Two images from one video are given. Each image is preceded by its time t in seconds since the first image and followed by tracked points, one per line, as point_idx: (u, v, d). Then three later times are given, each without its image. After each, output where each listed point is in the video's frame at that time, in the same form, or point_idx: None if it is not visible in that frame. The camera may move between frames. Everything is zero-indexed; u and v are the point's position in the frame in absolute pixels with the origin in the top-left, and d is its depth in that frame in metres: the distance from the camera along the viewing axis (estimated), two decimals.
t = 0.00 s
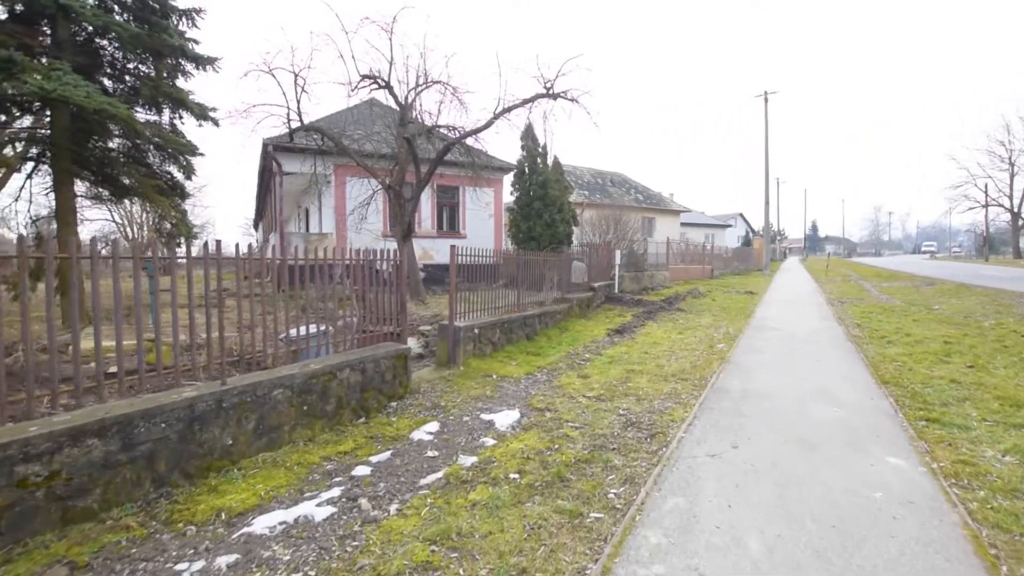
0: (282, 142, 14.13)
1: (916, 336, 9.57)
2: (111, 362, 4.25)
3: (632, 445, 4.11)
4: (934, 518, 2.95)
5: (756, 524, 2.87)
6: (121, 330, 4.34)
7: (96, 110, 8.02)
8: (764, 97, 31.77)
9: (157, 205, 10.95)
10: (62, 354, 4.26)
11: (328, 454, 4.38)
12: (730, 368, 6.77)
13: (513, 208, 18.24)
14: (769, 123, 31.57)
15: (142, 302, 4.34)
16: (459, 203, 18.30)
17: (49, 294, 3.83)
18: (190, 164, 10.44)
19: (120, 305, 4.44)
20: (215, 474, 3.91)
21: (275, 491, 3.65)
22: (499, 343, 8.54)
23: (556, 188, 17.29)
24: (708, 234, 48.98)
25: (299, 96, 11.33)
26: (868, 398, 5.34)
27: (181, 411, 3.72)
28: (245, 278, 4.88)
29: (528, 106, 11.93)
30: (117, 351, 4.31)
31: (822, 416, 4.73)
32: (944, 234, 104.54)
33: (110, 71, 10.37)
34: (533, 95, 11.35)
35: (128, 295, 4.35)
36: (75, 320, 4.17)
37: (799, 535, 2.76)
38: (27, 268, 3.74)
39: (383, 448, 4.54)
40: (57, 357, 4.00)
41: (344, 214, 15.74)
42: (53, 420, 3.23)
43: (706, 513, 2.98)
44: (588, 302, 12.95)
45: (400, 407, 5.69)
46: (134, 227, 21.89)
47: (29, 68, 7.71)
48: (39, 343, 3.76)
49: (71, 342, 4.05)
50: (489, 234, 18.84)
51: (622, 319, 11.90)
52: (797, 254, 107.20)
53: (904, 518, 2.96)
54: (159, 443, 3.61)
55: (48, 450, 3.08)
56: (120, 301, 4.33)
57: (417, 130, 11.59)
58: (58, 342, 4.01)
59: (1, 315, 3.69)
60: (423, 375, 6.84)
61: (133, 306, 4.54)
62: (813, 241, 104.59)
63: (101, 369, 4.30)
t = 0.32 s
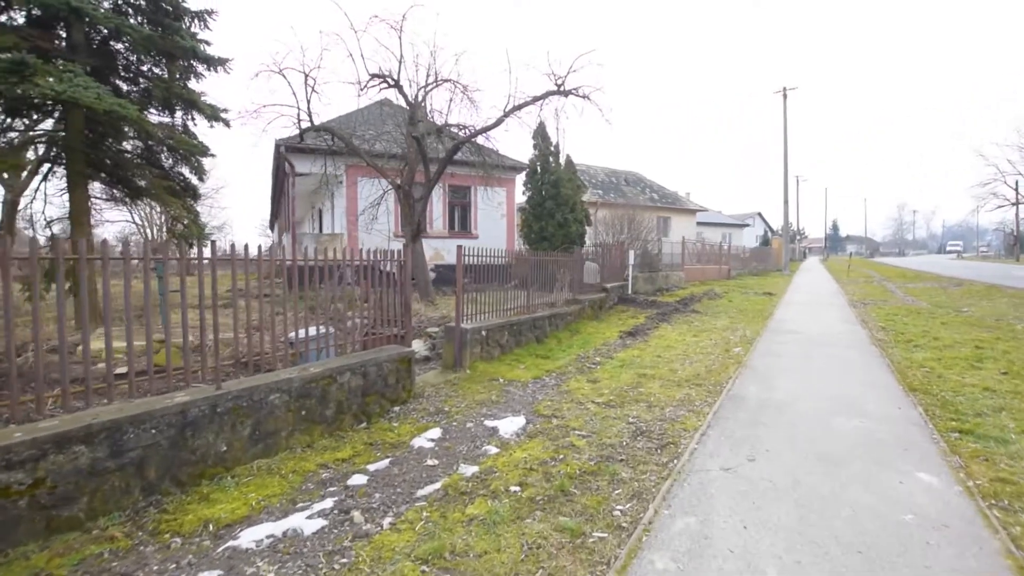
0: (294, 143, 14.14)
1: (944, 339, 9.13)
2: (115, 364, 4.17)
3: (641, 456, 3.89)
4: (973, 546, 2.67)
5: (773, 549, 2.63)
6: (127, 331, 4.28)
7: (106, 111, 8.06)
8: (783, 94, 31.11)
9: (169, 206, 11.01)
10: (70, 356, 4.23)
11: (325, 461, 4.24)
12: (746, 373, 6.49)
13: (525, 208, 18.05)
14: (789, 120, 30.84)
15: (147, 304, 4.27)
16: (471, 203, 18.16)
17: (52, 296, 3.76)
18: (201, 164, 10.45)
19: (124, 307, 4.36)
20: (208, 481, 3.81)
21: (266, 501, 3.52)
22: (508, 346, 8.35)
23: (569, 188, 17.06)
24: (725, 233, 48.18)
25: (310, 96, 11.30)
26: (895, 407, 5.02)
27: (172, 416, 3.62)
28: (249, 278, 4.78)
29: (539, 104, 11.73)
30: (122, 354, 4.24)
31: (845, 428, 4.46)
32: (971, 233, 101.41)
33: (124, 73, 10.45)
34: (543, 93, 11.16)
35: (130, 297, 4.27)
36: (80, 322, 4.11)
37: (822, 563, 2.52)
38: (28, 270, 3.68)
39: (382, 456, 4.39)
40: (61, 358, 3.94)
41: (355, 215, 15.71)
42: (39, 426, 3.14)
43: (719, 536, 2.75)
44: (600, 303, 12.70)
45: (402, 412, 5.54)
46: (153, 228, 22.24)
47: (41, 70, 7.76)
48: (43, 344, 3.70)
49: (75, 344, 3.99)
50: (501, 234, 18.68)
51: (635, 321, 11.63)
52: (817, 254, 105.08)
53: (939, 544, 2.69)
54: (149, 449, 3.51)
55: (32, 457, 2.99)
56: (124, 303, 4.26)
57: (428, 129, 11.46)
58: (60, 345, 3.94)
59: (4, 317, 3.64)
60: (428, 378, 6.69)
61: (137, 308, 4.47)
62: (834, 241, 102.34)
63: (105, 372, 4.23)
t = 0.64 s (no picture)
0: (305, 144, 14.13)
1: (975, 343, 8.68)
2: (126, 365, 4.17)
3: (649, 468, 3.67)
4: None
5: None
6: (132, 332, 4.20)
7: (116, 112, 8.10)
8: (803, 90, 30.37)
9: (181, 208, 11.06)
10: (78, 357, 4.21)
11: (322, 468, 4.10)
12: (764, 379, 6.20)
13: (537, 207, 17.84)
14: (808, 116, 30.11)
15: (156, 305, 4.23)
16: (483, 203, 18.02)
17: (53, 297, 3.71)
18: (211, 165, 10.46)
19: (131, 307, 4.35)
20: (200, 489, 3.70)
21: (257, 511, 3.39)
22: (516, 348, 8.16)
23: (581, 187, 16.80)
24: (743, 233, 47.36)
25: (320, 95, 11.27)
26: (925, 417, 4.70)
27: (162, 422, 3.51)
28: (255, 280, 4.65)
29: (549, 101, 11.51)
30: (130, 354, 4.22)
31: (869, 438, 4.18)
32: (1001, 233, 98.19)
33: (138, 75, 10.51)
34: (554, 90, 10.94)
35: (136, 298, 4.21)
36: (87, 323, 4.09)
37: None
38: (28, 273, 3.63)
39: (380, 463, 4.24)
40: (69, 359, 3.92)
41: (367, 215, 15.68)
42: (23, 432, 3.06)
43: (732, 563, 2.53)
44: (613, 305, 12.45)
45: (405, 417, 5.39)
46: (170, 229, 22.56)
47: (53, 73, 7.81)
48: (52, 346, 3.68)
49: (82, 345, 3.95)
50: (513, 234, 18.51)
51: (649, 323, 11.35)
52: (838, 254, 102.78)
53: None
54: (138, 456, 3.41)
55: (14, 465, 2.89)
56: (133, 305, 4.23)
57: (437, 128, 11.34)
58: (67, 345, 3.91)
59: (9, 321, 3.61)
60: (433, 382, 6.53)
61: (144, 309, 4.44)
62: (856, 240, 99.94)
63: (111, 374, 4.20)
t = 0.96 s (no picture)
0: (316, 144, 14.14)
1: (1009, 349, 8.22)
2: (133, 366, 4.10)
3: (657, 482, 3.46)
4: None
5: None
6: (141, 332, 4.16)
7: (124, 113, 8.16)
8: (823, 85, 29.65)
9: (193, 209, 11.12)
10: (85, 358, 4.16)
11: (316, 476, 3.97)
12: (782, 386, 5.92)
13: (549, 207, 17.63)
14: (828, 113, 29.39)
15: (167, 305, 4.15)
16: (495, 202, 17.87)
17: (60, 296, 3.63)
18: (222, 165, 10.47)
19: (139, 307, 4.28)
20: (190, 497, 3.60)
21: (245, 522, 3.27)
22: (524, 351, 7.98)
23: (594, 186, 16.54)
24: (761, 233, 46.49)
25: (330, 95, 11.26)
26: (958, 430, 4.39)
27: (151, 428, 3.41)
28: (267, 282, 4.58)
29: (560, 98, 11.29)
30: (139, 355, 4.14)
31: (897, 452, 3.90)
32: None
33: (152, 78, 10.59)
34: (565, 87, 10.74)
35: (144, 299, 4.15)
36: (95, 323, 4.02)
37: None
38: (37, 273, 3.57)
39: (377, 471, 4.09)
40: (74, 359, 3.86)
41: (378, 215, 15.65)
42: (7, 438, 2.98)
43: None
44: (625, 306, 12.19)
45: (406, 422, 5.24)
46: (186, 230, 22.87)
47: (64, 75, 7.86)
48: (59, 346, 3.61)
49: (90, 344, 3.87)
50: (525, 234, 18.34)
51: (662, 325, 11.07)
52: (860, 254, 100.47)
53: None
54: (125, 463, 3.31)
55: None
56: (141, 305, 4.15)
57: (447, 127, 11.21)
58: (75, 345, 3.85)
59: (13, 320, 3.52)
60: (438, 385, 6.39)
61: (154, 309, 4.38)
62: (879, 240, 97.59)
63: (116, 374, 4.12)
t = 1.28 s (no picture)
0: (327, 145, 14.15)
1: None
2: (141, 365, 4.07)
3: (665, 497, 3.25)
4: None
5: None
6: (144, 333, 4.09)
7: (133, 115, 8.20)
8: (845, 81, 28.90)
9: (204, 211, 11.16)
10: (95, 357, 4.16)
11: (310, 484, 3.85)
12: (801, 393, 5.63)
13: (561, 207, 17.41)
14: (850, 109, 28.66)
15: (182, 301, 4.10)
16: (507, 203, 17.71)
17: (64, 297, 3.58)
18: (231, 167, 10.48)
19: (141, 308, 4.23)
20: (180, 505, 3.50)
21: (231, 534, 3.15)
22: (532, 354, 7.79)
23: (607, 185, 16.28)
24: (780, 232, 45.54)
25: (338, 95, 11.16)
26: (991, 444, 4.08)
27: (138, 434, 3.32)
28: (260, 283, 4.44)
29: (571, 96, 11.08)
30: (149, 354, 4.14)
31: (927, 468, 3.63)
32: None
33: (165, 80, 10.64)
34: (576, 84, 10.53)
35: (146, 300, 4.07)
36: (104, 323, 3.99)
37: None
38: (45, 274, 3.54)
39: (374, 480, 3.95)
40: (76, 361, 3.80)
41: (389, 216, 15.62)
42: None
43: None
44: (638, 307, 11.92)
45: (406, 428, 5.10)
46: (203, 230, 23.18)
47: (74, 77, 7.91)
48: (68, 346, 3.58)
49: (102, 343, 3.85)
50: (537, 234, 18.15)
51: (676, 327, 10.79)
52: (883, 254, 98.04)
53: None
54: (111, 470, 3.22)
55: None
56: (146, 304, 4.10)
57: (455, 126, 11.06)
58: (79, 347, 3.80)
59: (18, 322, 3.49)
60: (441, 389, 6.24)
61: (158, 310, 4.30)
62: (903, 239, 95.12)
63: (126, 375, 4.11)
